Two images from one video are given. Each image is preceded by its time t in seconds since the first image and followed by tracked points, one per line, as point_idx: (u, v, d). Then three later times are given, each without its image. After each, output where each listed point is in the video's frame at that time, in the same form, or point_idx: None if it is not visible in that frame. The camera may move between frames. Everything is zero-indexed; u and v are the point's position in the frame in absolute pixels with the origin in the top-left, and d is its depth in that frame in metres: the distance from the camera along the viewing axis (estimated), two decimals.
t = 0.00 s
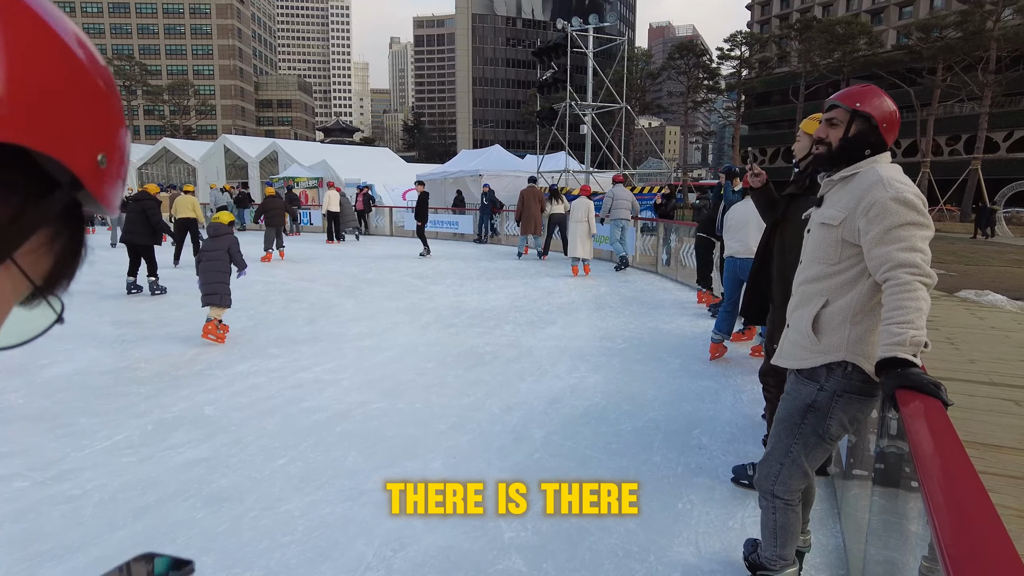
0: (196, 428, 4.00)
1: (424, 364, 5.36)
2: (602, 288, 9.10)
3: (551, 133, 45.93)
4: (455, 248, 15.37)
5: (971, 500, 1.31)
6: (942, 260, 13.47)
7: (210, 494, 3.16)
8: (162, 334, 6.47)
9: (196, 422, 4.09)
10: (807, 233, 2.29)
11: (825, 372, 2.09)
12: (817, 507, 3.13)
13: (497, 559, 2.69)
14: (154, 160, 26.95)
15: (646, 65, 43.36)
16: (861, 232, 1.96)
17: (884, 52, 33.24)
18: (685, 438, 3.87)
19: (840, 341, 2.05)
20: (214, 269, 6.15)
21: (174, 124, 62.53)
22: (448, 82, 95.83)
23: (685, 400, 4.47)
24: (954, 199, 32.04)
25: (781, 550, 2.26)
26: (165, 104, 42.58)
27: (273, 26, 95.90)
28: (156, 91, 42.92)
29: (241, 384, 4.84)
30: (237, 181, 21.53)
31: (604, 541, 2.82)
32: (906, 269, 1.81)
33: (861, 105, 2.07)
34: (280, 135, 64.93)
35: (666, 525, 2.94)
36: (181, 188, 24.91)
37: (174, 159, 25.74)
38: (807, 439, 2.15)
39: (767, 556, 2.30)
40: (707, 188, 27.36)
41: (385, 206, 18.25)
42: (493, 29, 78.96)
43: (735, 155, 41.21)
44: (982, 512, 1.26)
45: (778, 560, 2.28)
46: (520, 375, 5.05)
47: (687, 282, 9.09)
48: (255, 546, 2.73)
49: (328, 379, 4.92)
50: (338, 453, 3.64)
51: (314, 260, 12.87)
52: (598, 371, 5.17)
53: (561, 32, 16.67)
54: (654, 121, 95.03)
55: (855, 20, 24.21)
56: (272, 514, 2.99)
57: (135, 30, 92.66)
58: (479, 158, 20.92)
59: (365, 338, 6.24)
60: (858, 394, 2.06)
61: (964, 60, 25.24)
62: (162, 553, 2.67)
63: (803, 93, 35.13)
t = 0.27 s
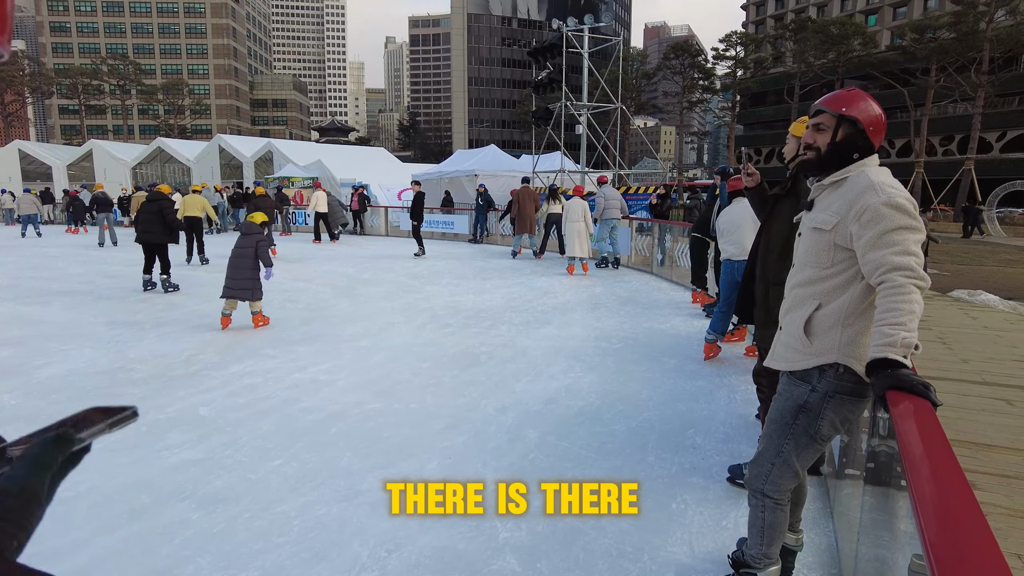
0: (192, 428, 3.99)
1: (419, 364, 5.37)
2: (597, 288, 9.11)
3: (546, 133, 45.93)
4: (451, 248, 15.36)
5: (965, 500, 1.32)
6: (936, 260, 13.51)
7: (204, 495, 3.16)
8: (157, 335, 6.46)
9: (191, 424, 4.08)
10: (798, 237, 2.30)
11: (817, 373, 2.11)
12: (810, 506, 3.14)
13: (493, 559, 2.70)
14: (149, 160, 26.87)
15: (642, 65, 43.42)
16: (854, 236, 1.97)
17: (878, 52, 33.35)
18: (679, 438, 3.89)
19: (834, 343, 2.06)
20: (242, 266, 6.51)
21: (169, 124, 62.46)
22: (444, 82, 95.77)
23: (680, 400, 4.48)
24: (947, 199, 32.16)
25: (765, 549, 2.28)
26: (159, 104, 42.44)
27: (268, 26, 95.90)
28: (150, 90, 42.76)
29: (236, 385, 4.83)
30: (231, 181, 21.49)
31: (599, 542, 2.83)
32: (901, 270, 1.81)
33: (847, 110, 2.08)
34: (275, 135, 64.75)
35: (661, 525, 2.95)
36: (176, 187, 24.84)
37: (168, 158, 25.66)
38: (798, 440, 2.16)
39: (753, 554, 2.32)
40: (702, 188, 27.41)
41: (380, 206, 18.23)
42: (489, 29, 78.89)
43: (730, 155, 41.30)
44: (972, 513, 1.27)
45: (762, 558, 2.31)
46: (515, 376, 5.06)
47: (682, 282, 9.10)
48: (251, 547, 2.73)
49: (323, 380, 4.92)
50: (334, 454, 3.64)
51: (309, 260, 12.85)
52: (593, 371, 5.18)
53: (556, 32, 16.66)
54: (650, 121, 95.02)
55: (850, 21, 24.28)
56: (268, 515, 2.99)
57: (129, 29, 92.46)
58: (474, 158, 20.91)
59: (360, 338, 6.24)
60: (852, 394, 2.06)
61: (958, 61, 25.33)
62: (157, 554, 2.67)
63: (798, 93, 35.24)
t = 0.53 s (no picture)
0: (187, 429, 3.98)
1: (415, 364, 5.35)
2: (594, 288, 9.13)
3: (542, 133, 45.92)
4: (446, 247, 15.33)
5: (953, 498, 1.32)
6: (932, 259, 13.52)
7: (200, 496, 3.15)
8: (152, 335, 6.44)
9: (186, 424, 4.06)
10: (799, 234, 2.30)
11: (815, 371, 2.12)
12: (807, 504, 3.16)
13: (488, 559, 2.69)
14: (143, 159, 26.77)
15: (637, 65, 43.45)
16: (858, 234, 1.97)
17: (873, 53, 33.47)
18: (675, 437, 3.89)
19: (834, 341, 2.07)
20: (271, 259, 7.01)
21: (164, 123, 62.33)
22: (440, 82, 95.75)
23: (676, 400, 4.48)
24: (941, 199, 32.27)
25: (779, 548, 2.30)
26: (153, 103, 42.26)
27: (264, 25, 95.82)
28: (145, 90, 42.59)
29: (230, 385, 4.80)
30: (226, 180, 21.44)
31: (594, 541, 2.83)
32: (902, 270, 1.82)
33: (851, 107, 2.07)
34: (270, 135, 64.50)
35: (658, 524, 2.95)
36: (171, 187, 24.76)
37: (163, 158, 25.56)
38: (798, 438, 2.18)
39: (767, 554, 2.35)
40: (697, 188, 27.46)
41: (375, 206, 18.19)
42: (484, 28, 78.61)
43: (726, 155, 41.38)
44: (965, 509, 1.28)
45: (779, 558, 2.34)
46: (512, 375, 5.06)
47: (678, 281, 9.11)
48: (246, 548, 2.72)
49: (318, 380, 4.89)
50: (329, 454, 3.63)
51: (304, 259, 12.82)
52: (589, 370, 5.18)
53: (552, 32, 16.65)
54: (645, 121, 94.90)
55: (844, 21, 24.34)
56: (263, 515, 2.98)
57: (124, 28, 92.16)
58: (470, 158, 20.88)
59: (356, 338, 6.21)
60: (849, 391, 2.08)
61: (952, 61, 25.41)
62: (151, 555, 2.65)
63: (793, 93, 35.34)
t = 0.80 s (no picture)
0: (184, 430, 3.96)
1: (413, 365, 5.35)
2: (590, 288, 9.15)
3: (538, 133, 45.91)
4: (443, 248, 15.32)
5: (943, 499, 1.33)
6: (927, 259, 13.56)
7: (198, 497, 3.14)
8: (148, 335, 6.42)
9: (183, 425, 4.05)
10: (795, 235, 2.31)
11: (817, 372, 2.12)
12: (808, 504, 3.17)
13: (487, 560, 2.69)
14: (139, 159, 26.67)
15: (634, 65, 43.49)
16: (852, 236, 1.98)
17: (868, 53, 33.58)
18: (673, 437, 3.90)
19: (830, 343, 2.08)
20: (298, 255, 7.44)
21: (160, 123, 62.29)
22: (436, 82, 95.74)
23: (673, 400, 4.50)
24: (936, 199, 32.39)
25: (801, 551, 2.28)
26: (149, 103, 42.09)
27: (260, 25, 95.64)
28: (140, 90, 42.42)
29: (228, 386, 4.79)
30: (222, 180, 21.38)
31: (593, 542, 2.83)
32: (895, 273, 1.83)
33: (846, 107, 2.08)
34: (266, 135, 64.31)
35: (656, 525, 2.95)
36: (166, 187, 24.68)
37: (159, 158, 25.48)
38: (810, 439, 2.17)
39: (790, 559, 2.32)
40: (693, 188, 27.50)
41: (372, 206, 18.16)
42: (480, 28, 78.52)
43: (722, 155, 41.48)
44: (957, 511, 1.29)
45: (801, 562, 2.32)
46: (510, 376, 5.06)
47: (674, 282, 9.13)
48: (244, 550, 2.71)
49: (316, 381, 4.88)
50: (327, 455, 3.62)
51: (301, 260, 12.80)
52: (587, 370, 5.19)
53: (549, 32, 16.66)
54: (641, 121, 94.94)
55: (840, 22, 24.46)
56: (261, 516, 2.97)
57: (119, 27, 91.99)
58: (466, 158, 20.87)
59: (354, 339, 6.21)
60: (850, 391, 2.09)
61: (946, 62, 25.54)
62: (149, 558, 2.64)
63: (789, 93, 35.46)
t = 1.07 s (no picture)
0: (182, 432, 3.96)
1: (412, 365, 5.35)
2: (588, 289, 9.15)
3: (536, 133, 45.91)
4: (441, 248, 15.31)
5: (942, 500, 1.33)
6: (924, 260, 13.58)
7: (196, 500, 3.13)
8: (146, 336, 6.41)
9: (181, 427, 4.04)
10: (796, 236, 2.31)
11: (819, 375, 2.13)
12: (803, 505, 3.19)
13: (485, 561, 2.69)
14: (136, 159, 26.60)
15: (631, 65, 43.53)
16: (861, 239, 1.98)
17: (865, 53, 33.67)
18: (671, 438, 3.91)
19: (835, 346, 2.09)
20: (320, 250, 7.76)
21: (156, 123, 62.22)
22: (434, 82, 95.72)
23: (672, 401, 4.50)
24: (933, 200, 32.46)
25: (787, 552, 2.30)
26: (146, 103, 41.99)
27: (258, 25, 95.52)
28: (137, 90, 42.32)
29: (226, 387, 4.78)
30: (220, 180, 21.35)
31: (591, 543, 2.83)
32: (899, 275, 1.85)
33: (857, 108, 2.08)
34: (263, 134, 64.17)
35: (654, 526, 2.96)
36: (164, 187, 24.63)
37: (156, 158, 25.42)
38: (806, 441, 2.18)
39: (775, 559, 2.34)
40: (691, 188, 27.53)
41: (370, 206, 18.15)
42: (478, 28, 78.45)
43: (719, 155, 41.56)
44: (955, 511, 1.30)
45: (786, 562, 2.33)
46: (508, 377, 5.06)
47: (672, 282, 9.13)
48: (242, 552, 2.70)
49: (315, 382, 4.88)
50: (325, 457, 3.62)
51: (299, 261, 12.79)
52: (586, 371, 5.19)
53: (547, 32, 16.68)
54: (638, 121, 94.91)
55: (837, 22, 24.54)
56: (260, 519, 2.97)
57: (115, 27, 91.70)
58: (464, 158, 20.86)
59: (351, 340, 6.20)
60: (851, 394, 2.10)
61: (943, 62, 25.62)
62: (147, 560, 2.63)
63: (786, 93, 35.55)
